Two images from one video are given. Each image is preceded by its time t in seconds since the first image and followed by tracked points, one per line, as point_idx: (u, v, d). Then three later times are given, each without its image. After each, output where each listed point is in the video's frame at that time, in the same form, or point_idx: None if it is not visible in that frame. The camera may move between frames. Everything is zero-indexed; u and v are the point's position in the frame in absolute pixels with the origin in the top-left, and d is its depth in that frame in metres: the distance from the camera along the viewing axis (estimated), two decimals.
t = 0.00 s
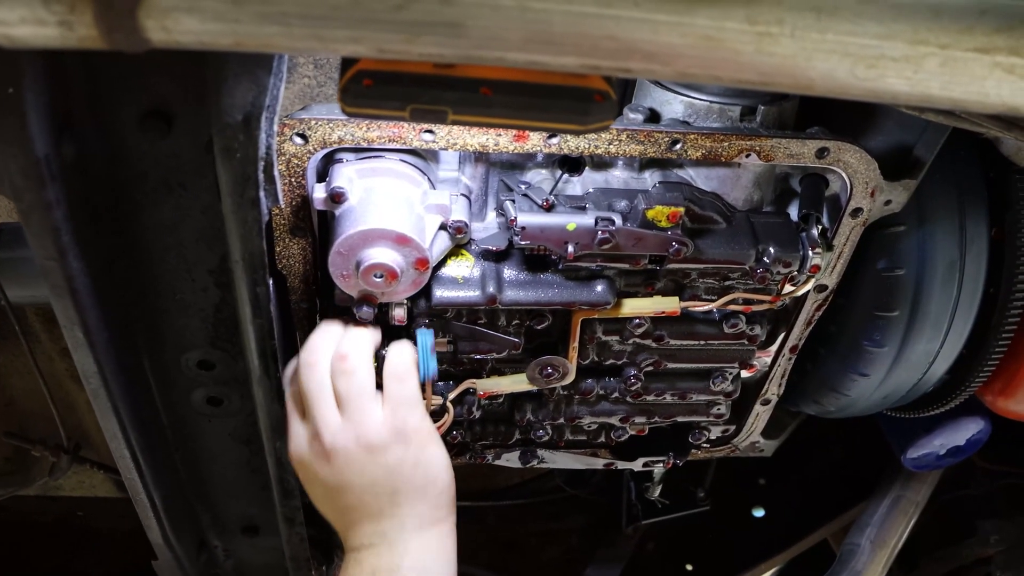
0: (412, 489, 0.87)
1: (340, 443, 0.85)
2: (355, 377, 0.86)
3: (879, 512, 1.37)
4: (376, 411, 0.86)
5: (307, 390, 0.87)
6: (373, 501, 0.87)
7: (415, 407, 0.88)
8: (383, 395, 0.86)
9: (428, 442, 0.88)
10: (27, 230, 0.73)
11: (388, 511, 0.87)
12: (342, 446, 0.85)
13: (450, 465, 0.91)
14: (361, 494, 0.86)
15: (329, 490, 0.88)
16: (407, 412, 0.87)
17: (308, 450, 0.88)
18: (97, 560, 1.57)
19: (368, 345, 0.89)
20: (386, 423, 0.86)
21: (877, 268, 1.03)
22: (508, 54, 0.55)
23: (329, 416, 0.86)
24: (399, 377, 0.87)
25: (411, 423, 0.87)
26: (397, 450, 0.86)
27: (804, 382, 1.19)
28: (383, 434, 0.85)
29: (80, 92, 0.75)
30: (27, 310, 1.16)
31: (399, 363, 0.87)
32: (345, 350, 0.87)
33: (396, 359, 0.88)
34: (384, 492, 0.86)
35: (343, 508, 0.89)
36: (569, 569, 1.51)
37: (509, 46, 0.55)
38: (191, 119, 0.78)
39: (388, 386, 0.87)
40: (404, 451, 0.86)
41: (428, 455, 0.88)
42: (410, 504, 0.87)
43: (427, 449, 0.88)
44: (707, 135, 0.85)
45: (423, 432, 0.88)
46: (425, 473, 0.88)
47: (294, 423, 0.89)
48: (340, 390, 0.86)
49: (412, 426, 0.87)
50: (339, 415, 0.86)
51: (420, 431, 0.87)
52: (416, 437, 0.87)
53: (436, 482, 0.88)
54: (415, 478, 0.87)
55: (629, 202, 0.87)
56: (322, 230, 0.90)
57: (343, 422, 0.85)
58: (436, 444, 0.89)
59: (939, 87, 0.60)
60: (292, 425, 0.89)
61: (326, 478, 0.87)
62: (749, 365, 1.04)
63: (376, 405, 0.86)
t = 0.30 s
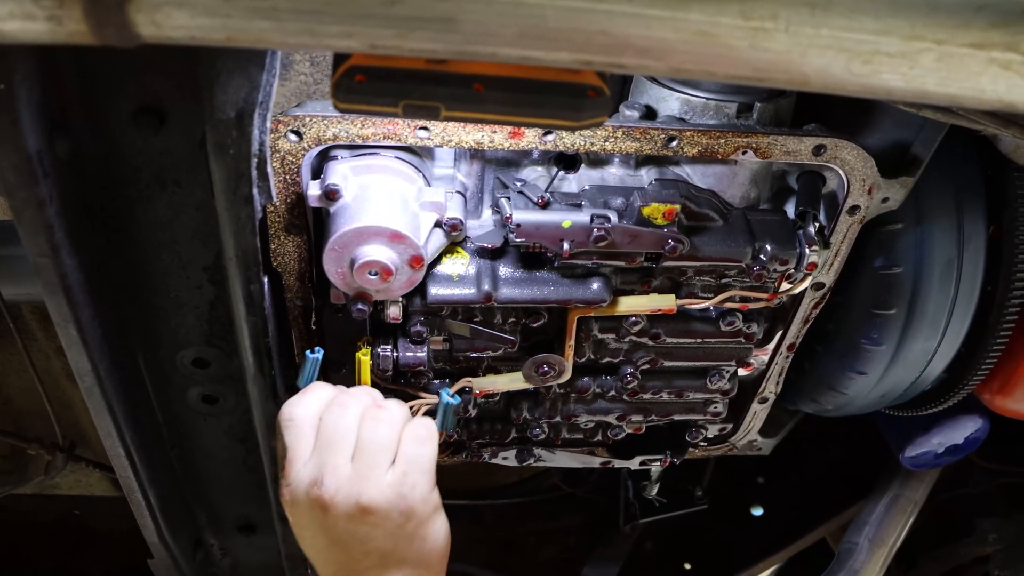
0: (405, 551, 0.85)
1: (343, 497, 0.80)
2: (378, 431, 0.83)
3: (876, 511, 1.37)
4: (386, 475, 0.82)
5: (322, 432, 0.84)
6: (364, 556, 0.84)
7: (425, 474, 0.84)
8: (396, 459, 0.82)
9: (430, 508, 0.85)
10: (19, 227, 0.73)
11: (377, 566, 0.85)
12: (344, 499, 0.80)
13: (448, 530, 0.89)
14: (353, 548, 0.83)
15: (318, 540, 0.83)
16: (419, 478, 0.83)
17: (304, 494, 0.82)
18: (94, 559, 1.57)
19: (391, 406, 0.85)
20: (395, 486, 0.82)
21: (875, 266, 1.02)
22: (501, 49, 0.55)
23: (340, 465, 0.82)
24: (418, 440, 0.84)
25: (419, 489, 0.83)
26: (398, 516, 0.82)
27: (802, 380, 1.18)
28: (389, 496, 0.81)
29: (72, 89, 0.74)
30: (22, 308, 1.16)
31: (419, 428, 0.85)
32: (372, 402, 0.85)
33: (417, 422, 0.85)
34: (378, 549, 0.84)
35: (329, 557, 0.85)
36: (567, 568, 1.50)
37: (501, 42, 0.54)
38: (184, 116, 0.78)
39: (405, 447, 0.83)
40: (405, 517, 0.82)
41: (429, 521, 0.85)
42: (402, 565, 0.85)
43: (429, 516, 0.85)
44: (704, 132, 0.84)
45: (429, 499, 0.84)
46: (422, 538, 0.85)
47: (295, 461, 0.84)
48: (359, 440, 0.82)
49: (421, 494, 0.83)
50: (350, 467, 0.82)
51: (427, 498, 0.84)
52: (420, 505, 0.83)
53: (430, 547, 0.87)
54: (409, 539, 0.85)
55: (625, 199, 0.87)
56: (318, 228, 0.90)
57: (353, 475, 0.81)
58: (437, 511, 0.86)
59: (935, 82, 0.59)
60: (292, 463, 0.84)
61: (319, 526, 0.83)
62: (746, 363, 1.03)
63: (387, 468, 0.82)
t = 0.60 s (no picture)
0: None
1: (320, 520, 0.76)
2: (361, 454, 0.81)
3: (871, 514, 1.36)
4: (367, 501, 0.78)
5: (302, 456, 0.81)
6: None
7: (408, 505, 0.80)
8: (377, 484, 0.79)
9: (410, 543, 0.79)
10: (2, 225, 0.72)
11: None
12: (321, 524, 0.76)
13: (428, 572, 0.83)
14: None
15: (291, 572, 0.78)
16: (400, 505, 0.79)
17: (278, 521, 0.77)
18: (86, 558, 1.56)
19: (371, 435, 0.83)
20: (375, 513, 0.78)
21: (868, 267, 1.02)
22: (484, 46, 0.54)
23: (319, 489, 0.78)
24: (401, 467, 0.81)
25: (399, 518, 0.78)
26: (377, 546, 0.77)
27: (795, 381, 1.17)
28: (368, 523, 0.77)
29: (55, 86, 0.74)
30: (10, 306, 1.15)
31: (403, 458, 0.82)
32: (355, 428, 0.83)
33: (400, 452, 0.83)
34: None
35: None
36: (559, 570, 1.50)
37: (485, 38, 0.54)
38: (168, 112, 0.77)
39: (387, 472, 0.81)
40: (383, 547, 0.77)
41: (408, 557, 0.79)
42: None
43: (408, 551, 0.79)
44: (695, 131, 0.84)
45: (409, 531, 0.79)
46: None
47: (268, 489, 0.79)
48: (340, 463, 0.80)
49: (401, 523, 0.78)
50: (329, 491, 0.78)
51: (406, 529, 0.79)
52: (399, 536, 0.78)
53: None
54: None
55: (615, 198, 0.86)
56: (307, 226, 0.89)
57: (332, 499, 0.78)
58: (417, 548, 0.80)
59: (925, 80, 0.59)
60: (265, 489, 0.79)
61: (292, 556, 0.77)
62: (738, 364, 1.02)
63: (367, 494, 0.78)
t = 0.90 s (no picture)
0: None
1: (265, 518, 0.75)
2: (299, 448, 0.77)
3: (865, 515, 1.35)
4: (311, 492, 0.76)
5: (242, 454, 0.79)
6: None
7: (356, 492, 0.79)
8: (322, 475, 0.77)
9: (362, 532, 0.79)
10: None
11: None
12: (266, 522, 0.75)
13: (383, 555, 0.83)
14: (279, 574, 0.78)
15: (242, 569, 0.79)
16: (347, 496, 0.78)
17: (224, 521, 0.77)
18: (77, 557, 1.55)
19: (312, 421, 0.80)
20: (320, 504, 0.76)
21: (861, 266, 1.01)
22: (464, 39, 0.54)
23: (261, 485, 0.77)
24: (347, 456, 0.79)
25: (348, 509, 0.77)
26: (327, 538, 0.77)
27: (788, 381, 1.16)
28: (314, 516, 0.76)
29: (38, 80, 0.73)
30: None
31: (347, 448, 0.79)
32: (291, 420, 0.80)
33: (344, 441, 0.80)
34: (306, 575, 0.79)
35: None
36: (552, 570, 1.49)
37: (465, 31, 0.53)
38: (152, 106, 0.77)
39: (331, 461, 0.78)
40: (332, 539, 0.77)
41: (360, 546, 0.80)
42: None
43: (359, 540, 0.79)
44: (684, 128, 0.83)
45: (360, 520, 0.79)
46: (354, 564, 0.80)
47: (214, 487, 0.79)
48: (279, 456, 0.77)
49: (349, 512, 0.77)
50: (272, 486, 0.77)
51: (355, 520, 0.78)
52: (349, 529, 0.78)
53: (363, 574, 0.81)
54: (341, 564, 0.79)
55: (604, 195, 0.85)
56: (294, 223, 0.85)
57: (274, 495, 0.76)
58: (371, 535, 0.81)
59: (914, 75, 0.58)
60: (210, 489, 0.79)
61: (242, 554, 0.78)
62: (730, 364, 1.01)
63: (312, 485, 0.77)
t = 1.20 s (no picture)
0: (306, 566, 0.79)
1: (243, 494, 0.76)
2: (281, 425, 0.79)
3: (859, 517, 1.34)
4: (290, 472, 0.77)
5: (222, 429, 0.79)
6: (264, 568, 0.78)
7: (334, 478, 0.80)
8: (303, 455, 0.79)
9: (336, 520, 0.80)
10: None
11: None
12: (244, 496, 0.76)
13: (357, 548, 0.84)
14: (251, 556, 0.77)
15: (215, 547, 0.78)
16: (325, 481, 0.79)
17: (203, 494, 0.78)
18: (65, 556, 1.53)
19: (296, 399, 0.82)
20: (299, 484, 0.77)
21: (853, 265, 1.00)
22: (440, 29, 0.53)
23: (242, 460, 0.77)
24: (329, 442, 0.81)
25: (325, 493, 0.78)
26: (303, 522, 0.77)
27: (780, 382, 1.15)
28: (292, 496, 0.77)
29: (16, 73, 0.72)
30: None
31: (329, 433, 0.81)
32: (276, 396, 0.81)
33: (328, 425, 0.82)
34: (277, 560, 0.78)
35: (224, 567, 0.79)
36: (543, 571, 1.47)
37: (441, 21, 0.52)
38: (131, 99, 0.76)
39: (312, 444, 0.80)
40: (308, 522, 0.78)
41: (335, 534, 0.80)
42: None
43: (334, 527, 0.80)
44: (673, 123, 0.82)
45: (336, 506, 0.80)
46: (327, 554, 0.79)
47: (195, 459, 0.79)
48: (261, 433, 0.78)
49: (326, 495, 0.78)
50: (251, 461, 0.77)
51: (332, 506, 0.79)
52: (324, 514, 0.78)
53: (336, 566, 0.80)
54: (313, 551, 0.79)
55: (591, 191, 0.84)
56: (279, 217, 0.85)
57: (254, 472, 0.77)
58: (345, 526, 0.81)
59: (902, 68, 0.57)
60: (191, 460, 0.79)
61: (218, 529, 0.77)
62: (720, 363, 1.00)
63: (292, 464, 0.78)
